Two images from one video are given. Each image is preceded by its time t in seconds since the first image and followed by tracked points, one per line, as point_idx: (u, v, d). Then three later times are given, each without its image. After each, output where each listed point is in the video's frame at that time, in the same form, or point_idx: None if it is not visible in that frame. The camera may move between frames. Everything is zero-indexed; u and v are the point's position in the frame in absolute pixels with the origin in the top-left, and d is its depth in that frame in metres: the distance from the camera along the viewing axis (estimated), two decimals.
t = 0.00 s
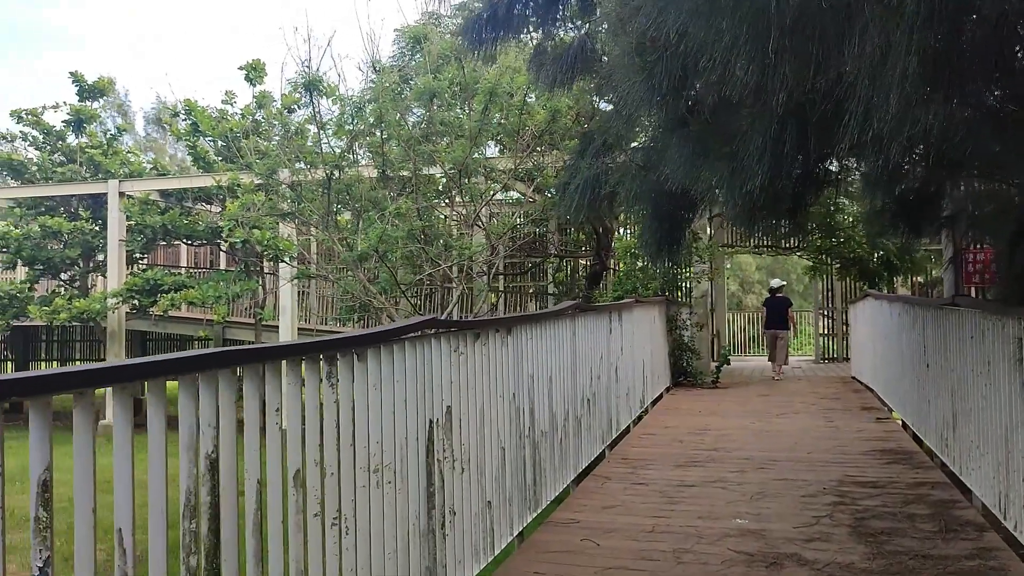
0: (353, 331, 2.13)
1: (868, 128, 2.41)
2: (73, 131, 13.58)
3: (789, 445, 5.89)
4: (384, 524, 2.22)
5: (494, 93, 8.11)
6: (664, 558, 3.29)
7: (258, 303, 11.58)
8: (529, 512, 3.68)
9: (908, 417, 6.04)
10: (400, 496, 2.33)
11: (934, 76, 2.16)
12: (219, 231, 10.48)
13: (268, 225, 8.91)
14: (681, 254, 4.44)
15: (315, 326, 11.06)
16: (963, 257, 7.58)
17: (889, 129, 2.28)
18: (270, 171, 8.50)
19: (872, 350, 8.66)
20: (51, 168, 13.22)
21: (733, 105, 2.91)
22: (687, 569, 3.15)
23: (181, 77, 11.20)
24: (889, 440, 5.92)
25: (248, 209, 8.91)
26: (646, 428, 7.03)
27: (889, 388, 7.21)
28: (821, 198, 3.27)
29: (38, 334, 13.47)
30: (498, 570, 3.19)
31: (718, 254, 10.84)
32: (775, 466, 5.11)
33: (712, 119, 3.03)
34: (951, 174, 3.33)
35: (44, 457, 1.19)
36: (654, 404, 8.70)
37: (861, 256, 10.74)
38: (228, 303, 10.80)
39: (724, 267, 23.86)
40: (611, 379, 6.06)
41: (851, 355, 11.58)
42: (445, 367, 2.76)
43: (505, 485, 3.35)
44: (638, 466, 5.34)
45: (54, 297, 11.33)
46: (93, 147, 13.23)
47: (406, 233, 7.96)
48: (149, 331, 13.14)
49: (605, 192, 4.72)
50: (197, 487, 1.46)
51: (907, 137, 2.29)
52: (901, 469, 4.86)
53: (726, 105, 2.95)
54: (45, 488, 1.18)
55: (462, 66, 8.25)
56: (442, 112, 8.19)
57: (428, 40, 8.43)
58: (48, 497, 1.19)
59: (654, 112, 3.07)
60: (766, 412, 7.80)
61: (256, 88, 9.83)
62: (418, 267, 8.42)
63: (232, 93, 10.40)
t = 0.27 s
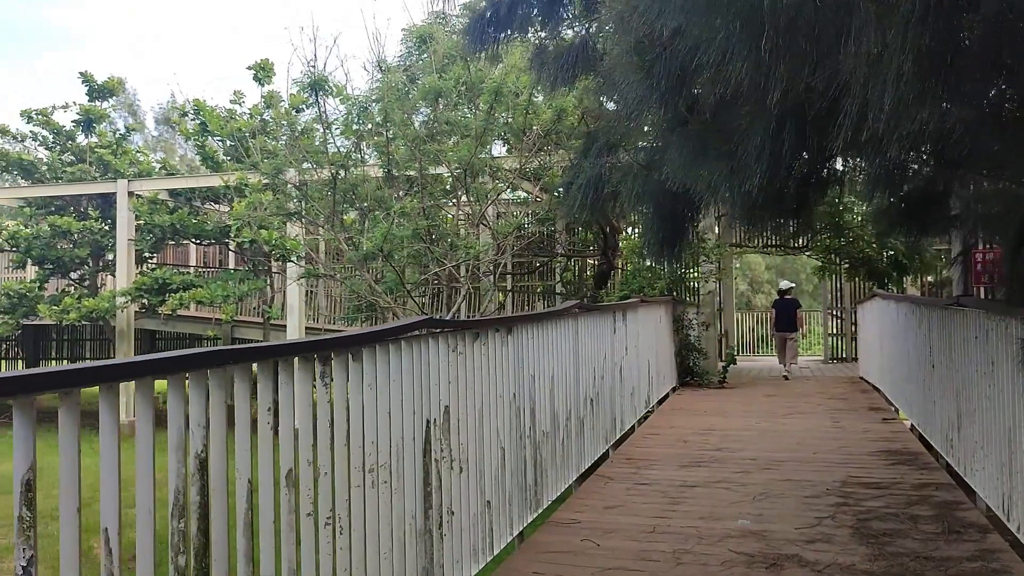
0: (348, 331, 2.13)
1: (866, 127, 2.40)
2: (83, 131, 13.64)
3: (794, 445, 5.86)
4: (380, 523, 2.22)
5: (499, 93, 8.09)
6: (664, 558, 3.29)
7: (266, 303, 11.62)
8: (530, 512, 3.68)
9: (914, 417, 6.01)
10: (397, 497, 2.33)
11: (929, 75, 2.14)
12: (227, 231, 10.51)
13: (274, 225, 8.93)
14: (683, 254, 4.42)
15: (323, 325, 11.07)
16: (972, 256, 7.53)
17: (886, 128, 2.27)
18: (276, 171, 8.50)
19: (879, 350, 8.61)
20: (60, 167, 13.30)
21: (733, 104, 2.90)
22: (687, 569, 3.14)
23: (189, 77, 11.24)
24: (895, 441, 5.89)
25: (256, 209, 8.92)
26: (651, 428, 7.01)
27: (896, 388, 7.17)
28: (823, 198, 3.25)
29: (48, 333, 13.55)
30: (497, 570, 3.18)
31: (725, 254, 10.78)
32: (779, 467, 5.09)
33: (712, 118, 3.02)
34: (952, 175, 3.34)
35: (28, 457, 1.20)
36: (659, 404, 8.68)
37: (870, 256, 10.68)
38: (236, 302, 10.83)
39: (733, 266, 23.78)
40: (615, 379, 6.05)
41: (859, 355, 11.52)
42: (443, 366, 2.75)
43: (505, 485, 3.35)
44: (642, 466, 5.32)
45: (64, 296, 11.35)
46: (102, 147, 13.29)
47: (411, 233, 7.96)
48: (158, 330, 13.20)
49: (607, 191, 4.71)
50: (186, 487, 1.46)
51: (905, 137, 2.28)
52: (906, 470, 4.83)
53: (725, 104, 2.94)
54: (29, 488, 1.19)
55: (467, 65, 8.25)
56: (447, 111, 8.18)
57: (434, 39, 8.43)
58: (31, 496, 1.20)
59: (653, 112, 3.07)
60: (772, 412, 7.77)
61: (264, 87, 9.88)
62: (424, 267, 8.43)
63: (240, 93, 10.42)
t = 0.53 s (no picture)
0: (342, 330, 2.14)
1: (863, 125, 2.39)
2: (95, 131, 13.74)
3: (800, 446, 5.84)
4: (374, 522, 2.23)
5: (504, 93, 8.07)
6: (663, 558, 3.28)
7: (275, 302, 11.67)
8: (530, 512, 3.68)
9: (921, 418, 5.97)
10: (392, 496, 2.34)
11: (922, 75, 2.13)
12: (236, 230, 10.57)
13: (283, 225, 8.96)
14: (684, 253, 4.41)
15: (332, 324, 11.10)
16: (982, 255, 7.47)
17: (882, 128, 2.26)
18: (284, 171, 8.54)
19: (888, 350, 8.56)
20: (72, 167, 13.41)
21: (731, 104, 2.89)
22: (685, 570, 3.14)
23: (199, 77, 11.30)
24: (901, 442, 5.85)
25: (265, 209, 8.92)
26: (657, 428, 6.99)
27: (903, 389, 7.12)
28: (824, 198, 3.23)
29: (61, 332, 13.65)
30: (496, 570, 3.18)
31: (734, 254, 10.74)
32: (783, 467, 5.07)
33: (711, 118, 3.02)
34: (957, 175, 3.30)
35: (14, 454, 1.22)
36: (666, 404, 8.66)
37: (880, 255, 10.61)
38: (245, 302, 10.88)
39: (744, 266, 23.67)
40: (620, 379, 6.04)
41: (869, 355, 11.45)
42: (441, 366, 2.76)
43: (504, 484, 3.36)
44: (646, 466, 5.32)
45: (75, 295, 11.41)
46: (114, 147, 13.38)
47: (418, 233, 7.98)
48: (169, 330, 13.28)
49: (609, 191, 4.70)
50: (174, 485, 1.47)
51: (901, 136, 2.27)
52: (911, 471, 4.80)
53: (723, 104, 2.94)
54: (13, 485, 1.21)
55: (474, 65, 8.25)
56: (453, 111, 8.19)
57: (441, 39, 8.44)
58: (14, 494, 1.21)
59: (652, 112, 3.07)
60: (779, 412, 7.73)
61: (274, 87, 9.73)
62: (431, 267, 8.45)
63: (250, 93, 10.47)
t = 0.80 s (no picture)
0: (334, 330, 2.16)
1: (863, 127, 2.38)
2: (106, 132, 13.83)
3: (805, 446, 5.82)
4: (367, 522, 2.24)
5: (511, 93, 7.92)
6: (661, 558, 3.29)
7: (285, 303, 11.71)
8: (530, 512, 3.69)
9: (927, 419, 5.93)
10: (386, 496, 2.35)
11: (910, 77, 2.14)
12: (246, 231, 10.62)
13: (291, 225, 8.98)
14: (686, 252, 4.40)
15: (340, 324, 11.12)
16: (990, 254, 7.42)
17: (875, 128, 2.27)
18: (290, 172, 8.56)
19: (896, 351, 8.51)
20: (83, 168, 13.51)
21: (727, 105, 2.89)
22: (683, 570, 3.14)
23: (208, 78, 11.37)
24: (907, 443, 5.82)
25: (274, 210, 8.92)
26: (662, 428, 6.98)
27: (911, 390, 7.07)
28: (824, 200, 3.21)
29: (73, 331, 13.76)
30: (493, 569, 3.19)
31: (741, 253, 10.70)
32: (787, 468, 5.05)
33: (708, 119, 3.02)
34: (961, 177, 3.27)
35: None
36: (672, 404, 8.64)
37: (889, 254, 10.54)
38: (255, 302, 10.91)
39: (754, 264, 23.57)
40: (623, 379, 6.03)
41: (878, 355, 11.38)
42: (437, 366, 2.77)
43: (503, 485, 3.37)
44: (648, 466, 5.31)
45: (86, 295, 11.48)
46: (125, 148, 13.46)
47: (424, 232, 7.99)
48: (180, 329, 13.37)
49: (611, 191, 4.69)
50: (161, 485, 1.49)
51: (892, 138, 2.28)
52: (915, 472, 4.78)
53: (719, 106, 2.94)
54: None
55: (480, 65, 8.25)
56: (459, 111, 8.20)
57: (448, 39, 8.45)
58: None
59: (649, 114, 3.07)
60: (786, 412, 7.70)
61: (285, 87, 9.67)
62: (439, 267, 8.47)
63: (261, 94, 10.49)
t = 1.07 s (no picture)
0: (331, 330, 2.18)
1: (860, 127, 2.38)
2: (117, 133, 13.92)
3: (812, 446, 5.80)
4: (364, 521, 2.26)
5: (517, 93, 8.05)
6: (662, 558, 3.29)
7: (294, 302, 11.76)
8: (532, 510, 3.70)
9: (935, 418, 5.89)
10: (385, 494, 2.37)
11: (903, 76, 2.17)
12: (255, 230, 10.67)
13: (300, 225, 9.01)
14: (688, 251, 4.40)
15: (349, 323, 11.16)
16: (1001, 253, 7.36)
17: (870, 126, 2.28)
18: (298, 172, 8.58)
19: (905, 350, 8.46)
20: (95, 168, 13.62)
21: (726, 104, 2.90)
22: (684, 569, 3.14)
23: (219, 79, 11.43)
24: (914, 442, 5.79)
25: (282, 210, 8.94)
26: (668, 427, 6.97)
27: (919, 389, 7.03)
28: (826, 201, 3.20)
29: (85, 331, 13.86)
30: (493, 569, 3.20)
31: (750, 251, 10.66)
32: (792, 467, 5.03)
33: (707, 118, 3.02)
34: (967, 177, 3.24)
35: None
36: (679, 403, 8.63)
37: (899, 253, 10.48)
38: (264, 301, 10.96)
39: (765, 263, 23.46)
40: (629, 379, 6.03)
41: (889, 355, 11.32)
42: (436, 366, 2.79)
43: (505, 483, 3.39)
44: (653, 465, 5.31)
45: (98, 294, 11.55)
46: (136, 148, 13.54)
47: (431, 231, 8.01)
48: (190, 329, 13.44)
49: (614, 190, 4.69)
50: (154, 483, 1.52)
51: (886, 136, 2.30)
52: (921, 471, 4.76)
53: (718, 104, 2.94)
54: None
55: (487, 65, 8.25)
56: (466, 110, 8.20)
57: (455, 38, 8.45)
58: None
59: (650, 114, 3.08)
60: (794, 412, 7.67)
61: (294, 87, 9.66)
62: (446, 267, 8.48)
63: (270, 94, 10.53)
